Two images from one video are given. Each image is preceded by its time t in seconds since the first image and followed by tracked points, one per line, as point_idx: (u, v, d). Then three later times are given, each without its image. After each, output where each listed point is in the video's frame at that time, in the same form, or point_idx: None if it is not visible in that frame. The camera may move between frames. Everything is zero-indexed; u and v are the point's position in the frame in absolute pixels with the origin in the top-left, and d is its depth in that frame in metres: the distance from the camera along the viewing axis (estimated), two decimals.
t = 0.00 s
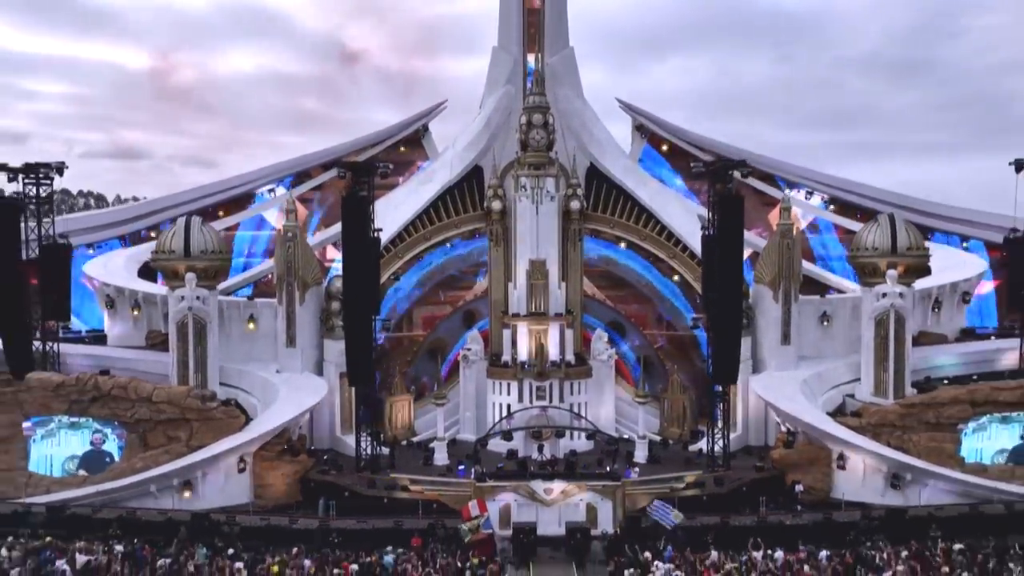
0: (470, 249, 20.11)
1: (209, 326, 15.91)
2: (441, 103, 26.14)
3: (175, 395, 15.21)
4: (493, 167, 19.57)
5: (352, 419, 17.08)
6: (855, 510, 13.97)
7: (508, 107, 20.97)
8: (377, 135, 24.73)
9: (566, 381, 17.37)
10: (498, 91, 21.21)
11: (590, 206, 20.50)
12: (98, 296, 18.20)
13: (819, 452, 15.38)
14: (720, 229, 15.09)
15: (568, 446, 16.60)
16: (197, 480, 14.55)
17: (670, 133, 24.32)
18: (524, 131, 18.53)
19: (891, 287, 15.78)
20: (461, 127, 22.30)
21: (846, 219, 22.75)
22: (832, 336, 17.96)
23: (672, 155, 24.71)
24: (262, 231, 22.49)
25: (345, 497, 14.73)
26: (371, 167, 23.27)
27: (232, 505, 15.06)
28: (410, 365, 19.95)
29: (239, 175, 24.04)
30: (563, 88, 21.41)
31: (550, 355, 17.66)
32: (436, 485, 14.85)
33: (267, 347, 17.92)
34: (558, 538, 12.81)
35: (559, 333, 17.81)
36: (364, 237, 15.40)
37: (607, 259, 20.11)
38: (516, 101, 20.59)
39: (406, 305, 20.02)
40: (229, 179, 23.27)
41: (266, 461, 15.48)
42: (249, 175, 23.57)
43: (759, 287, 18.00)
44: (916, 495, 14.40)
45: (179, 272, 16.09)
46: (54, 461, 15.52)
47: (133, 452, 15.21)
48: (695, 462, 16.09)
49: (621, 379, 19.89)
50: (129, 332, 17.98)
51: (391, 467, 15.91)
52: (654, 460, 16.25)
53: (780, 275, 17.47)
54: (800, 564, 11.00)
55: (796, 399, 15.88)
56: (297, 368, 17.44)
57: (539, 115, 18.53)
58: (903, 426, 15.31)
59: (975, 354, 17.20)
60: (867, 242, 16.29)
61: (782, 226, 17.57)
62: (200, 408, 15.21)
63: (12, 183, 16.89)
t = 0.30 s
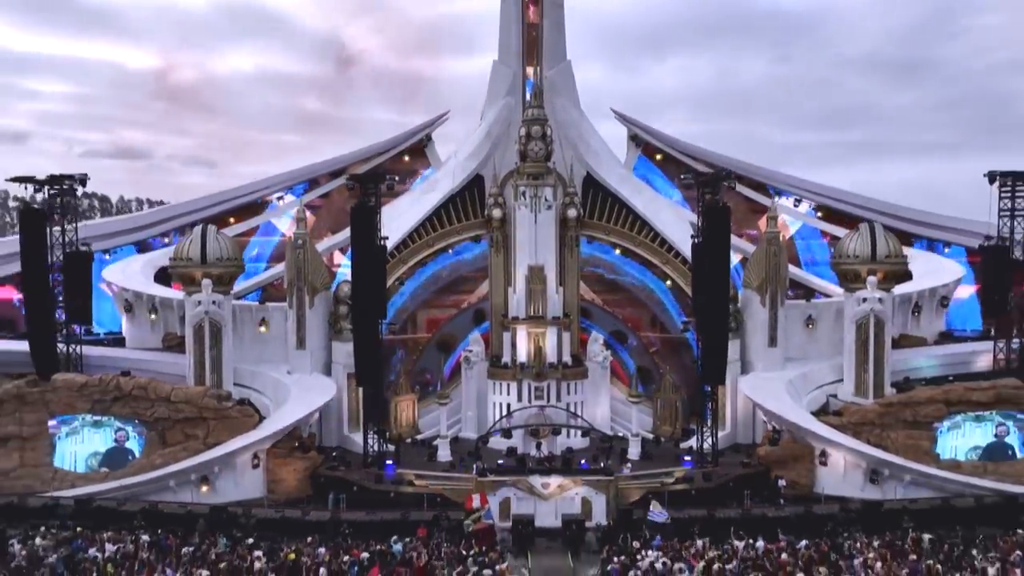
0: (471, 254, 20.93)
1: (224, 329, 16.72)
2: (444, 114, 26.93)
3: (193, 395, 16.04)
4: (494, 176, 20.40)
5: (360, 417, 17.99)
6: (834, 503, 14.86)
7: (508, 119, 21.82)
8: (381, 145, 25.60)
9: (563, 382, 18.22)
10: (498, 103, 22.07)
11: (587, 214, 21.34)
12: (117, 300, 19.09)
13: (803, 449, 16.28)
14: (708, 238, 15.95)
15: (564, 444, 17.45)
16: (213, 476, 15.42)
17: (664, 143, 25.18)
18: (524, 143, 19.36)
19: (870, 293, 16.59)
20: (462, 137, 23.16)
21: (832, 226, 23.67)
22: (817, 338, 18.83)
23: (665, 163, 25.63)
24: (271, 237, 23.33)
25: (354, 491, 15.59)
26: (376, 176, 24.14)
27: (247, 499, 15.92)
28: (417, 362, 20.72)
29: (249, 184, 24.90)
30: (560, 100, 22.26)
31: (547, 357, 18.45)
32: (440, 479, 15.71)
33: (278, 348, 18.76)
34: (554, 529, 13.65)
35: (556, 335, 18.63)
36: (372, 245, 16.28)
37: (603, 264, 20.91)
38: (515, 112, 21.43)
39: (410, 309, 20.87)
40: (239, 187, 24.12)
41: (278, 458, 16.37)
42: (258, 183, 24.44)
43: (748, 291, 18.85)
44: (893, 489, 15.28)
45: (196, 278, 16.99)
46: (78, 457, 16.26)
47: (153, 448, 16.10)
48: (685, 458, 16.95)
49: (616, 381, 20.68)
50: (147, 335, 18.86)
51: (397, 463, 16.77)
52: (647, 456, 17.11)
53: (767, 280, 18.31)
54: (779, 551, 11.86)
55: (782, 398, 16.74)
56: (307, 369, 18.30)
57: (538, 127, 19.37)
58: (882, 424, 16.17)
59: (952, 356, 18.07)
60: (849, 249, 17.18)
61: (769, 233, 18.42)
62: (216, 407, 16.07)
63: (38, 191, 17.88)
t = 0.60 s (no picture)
0: (473, 264, 21.81)
1: (238, 338, 17.56)
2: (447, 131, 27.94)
3: (210, 401, 16.93)
4: (494, 190, 21.28)
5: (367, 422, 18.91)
6: (816, 504, 15.76)
7: (508, 135, 22.70)
8: (387, 160, 26.54)
9: (561, 388, 19.10)
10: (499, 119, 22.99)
11: (584, 226, 22.24)
12: (135, 310, 20.00)
13: (787, 453, 17.28)
14: (698, 253, 16.87)
15: (562, 448, 18.27)
16: (229, 478, 16.31)
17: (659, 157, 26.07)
18: (523, 159, 20.24)
19: (853, 304, 17.40)
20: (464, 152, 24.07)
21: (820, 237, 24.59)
22: (804, 346, 19.71)
23: (659, 177, 26.63)
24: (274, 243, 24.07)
25: (362, 493, 16.48)
26: (381, 188, 25.03)
27: (261, 500, 16.83)
28: (420, 367, 21.37)
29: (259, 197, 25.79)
30: (558, 117, 23.16)
31: (546, 365, 19.31)
32: (443, 482, 16.58)
33: (288, 356, 19.64)
34: (551, 528, 14.54)
35: (554, 343, 19.47)
36: (379, 258, 17.23)
37: (600, 274, 21.79)
38: (515, 129, 22.32)
39: (415, 318, 21.76)
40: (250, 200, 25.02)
41: (291, 461, 17.27)
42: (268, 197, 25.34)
43: (737, 302, 19.73)
44: (873, 490, 16.17)
45: (212, 290, 17.81)
46: (100, 460, 17.18)
47: (172, 452, 17.02)
48: (676, 462, 17.84)
49: (611, 387, 21.22)
50: (164, 343, 19.78)
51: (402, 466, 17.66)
52: (640, 460, 18.01)
53: (755, 291, 19.17)
54: (759, 549, 12.77)
55: (769, 405, 17.60)
56: (316, 376, 19.19)
57: (537, 144, 20.25)
58: (863, 429, 17.04)
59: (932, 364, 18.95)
60: (832, 262, 18.03)
61: (758, 247, 19.18)
62: (232, 412, 16.96)
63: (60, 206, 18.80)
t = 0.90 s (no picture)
0: (476, 277, 22.53)
1: (250, 350, 18.31)
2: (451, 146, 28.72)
3: (223, 411, 17.64)
4: (496, 205, 22.01)
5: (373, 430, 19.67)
6: (804, 510, 16.46)
7: (509, 151, 23.42)
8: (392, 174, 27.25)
9: (560, 398, 19.81)
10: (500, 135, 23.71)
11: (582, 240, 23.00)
12: (150, 322, 20.76)
13: (777, 461, 17.93)
14: (690, 266, 17.83)
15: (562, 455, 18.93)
16: (242, 485, 17.05)
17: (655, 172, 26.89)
18: (524, 176, 20.94)
19: (840, 318, 18.17)
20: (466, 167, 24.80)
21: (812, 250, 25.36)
22: (795, 356, 20.45)
23: (655, 192, 27.47)
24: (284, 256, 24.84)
25: (370, 499, 17.20)
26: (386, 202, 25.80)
27: (273, 506, 17.53)
28: (422, 379, 22.12)
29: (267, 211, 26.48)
30: (557, 134, 23.96)
31: (545, 375, 20.09)
32: (447, 489, 17.27)
33: (297, 366, 20.41)
34: (551, 534, 15.27)
35: (553, 354, 20.23)
36: (385, 274, 18.01)
37: (598, 287, 22.47)
38: (516, 145, 23.05)
39: (419, 329, 22.51)
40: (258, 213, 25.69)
41: (300, 469, 18.00)
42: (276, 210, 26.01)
43: (730, 314, 20.45)
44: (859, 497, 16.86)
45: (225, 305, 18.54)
46: (117, 467, 17.84)
47: (187, 460, 17.77)
48: (671, 469, 18.56)
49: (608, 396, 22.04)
50: (177, 354, 20.56)
51: (407, 473, 18.39)
52: (636, 467, 18.74)
53: (747, 304, 19.90)
54: (746, 554, 13.50)
55: (760, 414, 18.30)
56: (324, 386, 19.93)
57: (537, 162, 20.95)
58: (850, 437, 17.74)
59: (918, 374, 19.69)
60: (821, 277, 18.75)
61: (750, 261, 19.95)
62: (244, 422, 17.69)
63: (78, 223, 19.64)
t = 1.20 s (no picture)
0: (478, 292, 23.30)
1: (260, 366, 19.06)
2: (453, 165, 29.64)
3: (235, 425, 18.35)
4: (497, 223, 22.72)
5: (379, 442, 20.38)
6: (792, 521, 17.19)
7: (510, 169, 24.13)
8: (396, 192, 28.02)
9: (559, 412, 20.48)
10: (501, 154, 24.44)
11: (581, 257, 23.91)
12: (163, 338, 21.47)
13: (768, 473, 18.63)
14: (684, 288, 18.58)
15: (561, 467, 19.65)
16: (254, 496, 17.72)
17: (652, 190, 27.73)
18: (524, 196, 21.61)
19: (828, 335, 19.02)
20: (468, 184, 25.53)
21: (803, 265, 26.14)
22: (786, 370, 21.12)
23: (651, 209, 28.30)
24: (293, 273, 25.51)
25: (376, 510, 17.93)
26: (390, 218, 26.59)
27: (283, 517, 18.23)
28: (427, 391, 22.76)
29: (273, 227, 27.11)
30: (556, 153, 24.70)
31: (545, 389, 20.80)
32: (451, 500, 17.96)
33: (305, 380, 21.16)
34: (550, 545, 16.00)
35: (553, 368, 20.96)
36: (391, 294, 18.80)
37: (596, 302, 23.18)
38: (517, 164, 23.76)
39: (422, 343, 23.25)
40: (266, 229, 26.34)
41: (309, 481, 18.72)
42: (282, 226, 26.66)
43: (723, 329, 21.18)
44: (846, 508, 17.56)
45: (236, 322, 19.24)
46: (134, 479, 18.52)
47: (201, 472, 18.49)
48: (666, 480, 19.26)
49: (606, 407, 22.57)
50: (189, 368, 21.27)
51: (412, 484, 19.11)
52: (632, 478, 19.47)
53: (740, 320, 20.61)
54: (735, 565, 14.23)
55: (751, 427, 19.00)
56: (331, 400, 20.67)
57: (537, 182, 21.59)
58: (838, 450, 18.44)
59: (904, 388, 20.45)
60: (811, 295, 19.42)
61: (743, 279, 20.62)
62: (256, 435, 18.40)
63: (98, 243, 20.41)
